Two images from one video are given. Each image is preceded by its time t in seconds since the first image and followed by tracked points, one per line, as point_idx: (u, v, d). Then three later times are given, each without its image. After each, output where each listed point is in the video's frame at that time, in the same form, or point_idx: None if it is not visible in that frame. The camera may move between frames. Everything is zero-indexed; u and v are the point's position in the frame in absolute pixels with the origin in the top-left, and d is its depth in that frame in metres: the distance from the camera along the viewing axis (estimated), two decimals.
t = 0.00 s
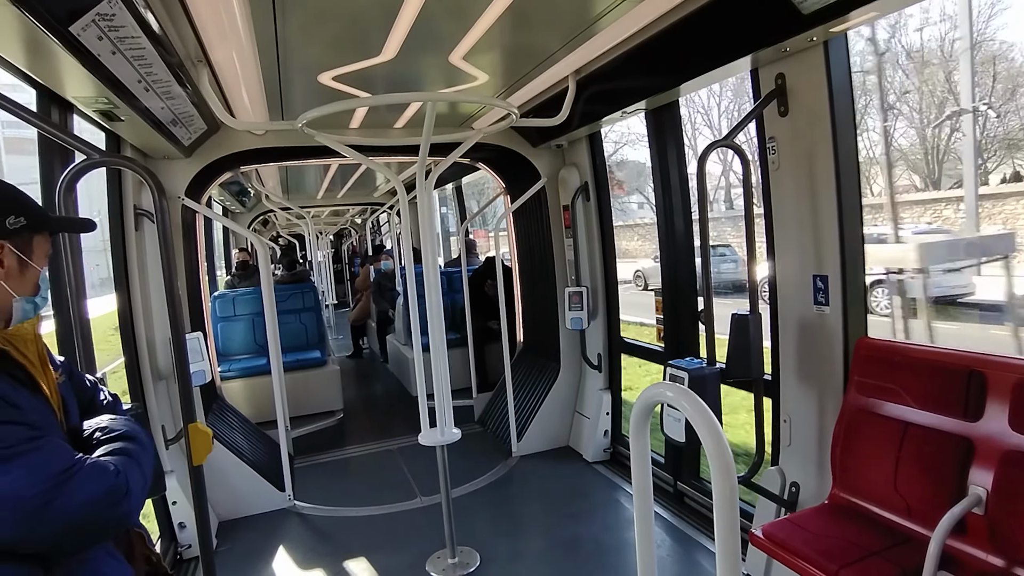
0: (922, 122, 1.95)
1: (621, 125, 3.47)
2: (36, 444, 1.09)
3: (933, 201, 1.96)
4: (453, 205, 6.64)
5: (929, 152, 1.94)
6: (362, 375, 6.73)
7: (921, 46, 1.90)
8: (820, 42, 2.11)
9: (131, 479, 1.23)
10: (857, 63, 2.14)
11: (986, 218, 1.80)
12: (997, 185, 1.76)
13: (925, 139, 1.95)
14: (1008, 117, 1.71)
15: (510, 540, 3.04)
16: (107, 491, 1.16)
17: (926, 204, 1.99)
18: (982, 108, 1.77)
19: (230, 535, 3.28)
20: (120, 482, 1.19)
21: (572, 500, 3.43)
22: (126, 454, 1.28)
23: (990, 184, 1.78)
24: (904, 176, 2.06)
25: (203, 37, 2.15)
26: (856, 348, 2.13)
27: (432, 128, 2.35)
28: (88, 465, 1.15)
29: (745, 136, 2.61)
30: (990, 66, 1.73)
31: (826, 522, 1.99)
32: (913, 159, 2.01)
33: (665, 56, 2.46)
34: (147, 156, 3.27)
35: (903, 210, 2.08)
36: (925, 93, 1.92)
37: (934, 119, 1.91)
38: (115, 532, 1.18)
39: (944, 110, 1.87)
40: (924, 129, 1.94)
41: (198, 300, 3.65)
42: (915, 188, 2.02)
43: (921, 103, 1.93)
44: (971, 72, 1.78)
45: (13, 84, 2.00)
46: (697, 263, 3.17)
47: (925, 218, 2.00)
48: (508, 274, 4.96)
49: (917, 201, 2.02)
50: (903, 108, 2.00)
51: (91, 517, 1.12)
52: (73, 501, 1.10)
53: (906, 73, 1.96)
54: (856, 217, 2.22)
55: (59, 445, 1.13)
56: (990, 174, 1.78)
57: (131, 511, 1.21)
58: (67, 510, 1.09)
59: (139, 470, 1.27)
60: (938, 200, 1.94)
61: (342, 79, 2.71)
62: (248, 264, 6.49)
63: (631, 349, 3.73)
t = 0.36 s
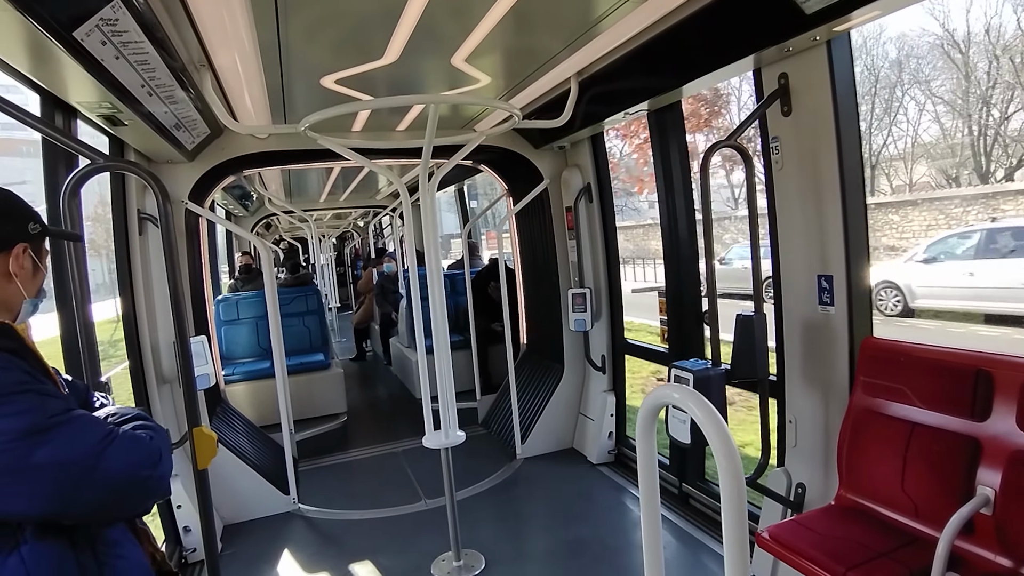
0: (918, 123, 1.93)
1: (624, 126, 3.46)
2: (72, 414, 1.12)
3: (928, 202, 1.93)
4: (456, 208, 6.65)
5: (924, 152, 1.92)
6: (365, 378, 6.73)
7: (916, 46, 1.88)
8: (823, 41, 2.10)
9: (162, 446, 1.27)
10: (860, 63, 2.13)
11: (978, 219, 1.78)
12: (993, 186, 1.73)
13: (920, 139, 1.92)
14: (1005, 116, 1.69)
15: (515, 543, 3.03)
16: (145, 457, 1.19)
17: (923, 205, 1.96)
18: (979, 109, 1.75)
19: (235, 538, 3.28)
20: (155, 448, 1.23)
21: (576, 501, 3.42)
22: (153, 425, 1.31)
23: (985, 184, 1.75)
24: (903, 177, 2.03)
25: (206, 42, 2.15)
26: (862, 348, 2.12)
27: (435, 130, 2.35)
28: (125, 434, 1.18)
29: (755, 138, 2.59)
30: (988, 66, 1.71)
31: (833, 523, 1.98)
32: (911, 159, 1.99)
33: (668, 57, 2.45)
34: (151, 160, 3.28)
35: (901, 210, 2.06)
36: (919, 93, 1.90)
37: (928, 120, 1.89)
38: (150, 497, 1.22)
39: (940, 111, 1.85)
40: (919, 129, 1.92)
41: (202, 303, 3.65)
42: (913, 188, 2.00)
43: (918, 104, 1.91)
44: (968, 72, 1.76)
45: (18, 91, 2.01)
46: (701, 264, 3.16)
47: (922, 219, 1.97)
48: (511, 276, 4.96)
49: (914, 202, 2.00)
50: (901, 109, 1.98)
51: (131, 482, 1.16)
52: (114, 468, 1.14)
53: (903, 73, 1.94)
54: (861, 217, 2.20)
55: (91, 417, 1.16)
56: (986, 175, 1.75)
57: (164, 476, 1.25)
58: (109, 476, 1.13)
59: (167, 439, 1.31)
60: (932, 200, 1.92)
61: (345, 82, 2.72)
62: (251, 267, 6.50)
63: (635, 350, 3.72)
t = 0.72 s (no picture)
0: (932, 121, 1.91)
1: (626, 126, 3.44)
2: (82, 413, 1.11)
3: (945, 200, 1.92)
4: (458, 209, 6.64)
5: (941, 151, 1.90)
6: (368, 380, 6.71)
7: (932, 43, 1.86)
8: (829, 40, 2.08)
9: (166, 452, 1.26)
10: (866, 62, 2.10)
11: (1004, 217, 1.77)
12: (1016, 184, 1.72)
13: (936, 138, 1.90)
14: None
15: (519, 547, 3.01)
16: (150, 461, 1.18)
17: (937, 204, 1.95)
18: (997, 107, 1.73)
19: (237, 542, 3.26)
20: (159, 454, 1.22)
21: (581, 505, 3.40)
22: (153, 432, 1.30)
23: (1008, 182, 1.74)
24: (913, 176, 2.02)
25: (206, 44, 2.14)
26: (869, 349, 2.10)
27: (437, 131, 2.33)
28: (131, 437, 1.17)
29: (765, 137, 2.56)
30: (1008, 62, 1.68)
31: (841, 527, 1.96)
32: (923, 158, 1.97)
33: (672, 57, 2.43)
34: (152, 163, 3.27)
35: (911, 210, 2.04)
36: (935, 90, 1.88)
37: (945, 118, 1.87)
38: (150, 504, 1.20)
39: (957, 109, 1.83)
40: (935, 127, 1.90)
41: (204, 306, 3.64)
42: (924, 187, 1.98)
43: (932, 102, 1.89)
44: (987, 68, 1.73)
45: (18, 94, 2.00)
46: (704, 265, 3.14)
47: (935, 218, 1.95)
48: (514, 278, 4.95)
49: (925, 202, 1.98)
50: (910, 106, 1.97)
51: (137, 485, 1.14)
52: (122, 469, 1.12)
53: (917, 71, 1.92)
54: (868, 217, 2.18)
55: (100, 419, 1.15)
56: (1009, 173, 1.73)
57: (165, 483, 1.23)
58: (117, 477, 1.11)
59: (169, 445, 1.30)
60: (949, 199, 1.90)
61: (346, 84, 2.70)
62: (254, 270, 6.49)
63: (639, 352, 3.70)
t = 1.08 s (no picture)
0: (927, 121, 1.88)
1: (628, 125, 3.43)
2: (108, 412, 1.11)
3: (938, 202, 1.89)
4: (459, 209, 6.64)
5: (933, 154, 1.87)
6: (370, 380, 6.71)
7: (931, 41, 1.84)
8: (832, 38, 2.07)
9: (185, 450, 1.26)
10: (868, 60, 2.09)
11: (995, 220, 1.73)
12: (1009, 186, 1.69)
13: (931, 138, 1.87)
14: None
15: (522, 548, 3.00)
16: (171, 459, 1.17)
17: (932, 206, 1.92)
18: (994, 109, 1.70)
19: (239, 544, 3.26)
20: (179, 452, 1.21)
21: (584, 505, 3.39)
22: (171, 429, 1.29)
23: (1001, 186, 1.71)
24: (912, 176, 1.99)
25: (207, 44, 2.14)
26: (873, 349, 2.09)
27: (438, 131, 2.32)
28: (153, 435, 1.17)
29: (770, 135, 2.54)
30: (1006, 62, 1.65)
31: (845, 528, 1.95)
32: (918, 158, 1.95)
33: (675, 55, 2.42)
34: (153, 164, 3.26)
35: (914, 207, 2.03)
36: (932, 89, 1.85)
37: (939, 118, 1.84)
38: (168, 501, 1.20)
39: (952, 110, 1.81)
40: (930, 128, 1.87)
41: (206, 307, 3.64)
42: (922, 188, 1.95)
43: (929, 103, 1.87)
44: (986, 67, 1.70)
45: (19, 96, 2.00)
46: (707, 265, 3.13)
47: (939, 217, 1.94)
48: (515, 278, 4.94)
49: (923, 202, 1.96)
50: (908, 104, 1.94)
51: (158, 483, 1.14)
52: (144, 467, 1.12)
53: (915, 72, 1.90)
54: (871, 216, 2.17)
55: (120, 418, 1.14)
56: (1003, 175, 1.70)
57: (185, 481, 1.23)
58: (140, 475, 1.11)
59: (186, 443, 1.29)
60: (942, 201, 1.87)
61: (347, 84, 2.70)
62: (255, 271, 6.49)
63: (641, 352, 3.69)
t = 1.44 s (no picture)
0: (918, 124, 1.90)
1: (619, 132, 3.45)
2: (76, 439, 1.10)
3: (934, 204, 1.90)
4: (453, 217, 6.65)
5: (927, 155, 1.89)
6: (365, 389, 6.69)
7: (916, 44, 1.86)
8: (817, 44, 2.10)
9: (159, 477, 1.25)
10: (854, 65, 2.12)
11: (994, 219, 1.75)
12: (1006, 186, 1.70)
13: (923, 141, 1.89)
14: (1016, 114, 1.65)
15: (518, 554, 2.99)
16: (142, 488, 1.18)
17: (928, 207, 1.94)
18: (985, 109, 1.72)
19: (234, 555, 3.24)
20: (150, 480, 1.21)
21: (579, 511, 3.38)
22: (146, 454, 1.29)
23: (997, 185, 1.72)
24: (904, 179, 2.01)
25: (198, 56, 2.15)
26: (863, 351, 2.10)
27: (429, 140, 2.32)
28: (124, 463, 1.17)
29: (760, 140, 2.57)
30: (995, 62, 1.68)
31: (838, 529, 1.96)
32: (911, 160, 1.96)
33: (664, 62, 2.44)
34: (145, 175, 3.26)
35: (902, 209, 2.05)
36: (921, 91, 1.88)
37: (929, 120, 1.86)
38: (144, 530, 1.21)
39: (942, 112, 1.83)
40: (921, 130, 1.90)
41: (199, 317, 3.63)
42: (915, 190, 1.97)
43: (919, 106, 1.89)
44: (974, 69, 1.73)
45: (10, 109, 2.00)
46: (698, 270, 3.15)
47: (927, 219, 1.96)
48: (509, 284, 4.95)
49: (918, 204, 1.97)
50: (897, 107, 1.96)
51: (127, 512, 1.14)
52: (114, 495, 1.12)
53: (903, 76, 1.92)
54: (859, 219, 2.19)
55: (92, 445, 1.13)
56: (998, 175, 1.72)
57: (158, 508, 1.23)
58: (108, 504, 1.11)
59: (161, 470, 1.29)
60: (938, 202, 1.89)
61: (338, 93, 2.71)
62: (249, 280, 6.48)
63: (634, 357, 3.70)
